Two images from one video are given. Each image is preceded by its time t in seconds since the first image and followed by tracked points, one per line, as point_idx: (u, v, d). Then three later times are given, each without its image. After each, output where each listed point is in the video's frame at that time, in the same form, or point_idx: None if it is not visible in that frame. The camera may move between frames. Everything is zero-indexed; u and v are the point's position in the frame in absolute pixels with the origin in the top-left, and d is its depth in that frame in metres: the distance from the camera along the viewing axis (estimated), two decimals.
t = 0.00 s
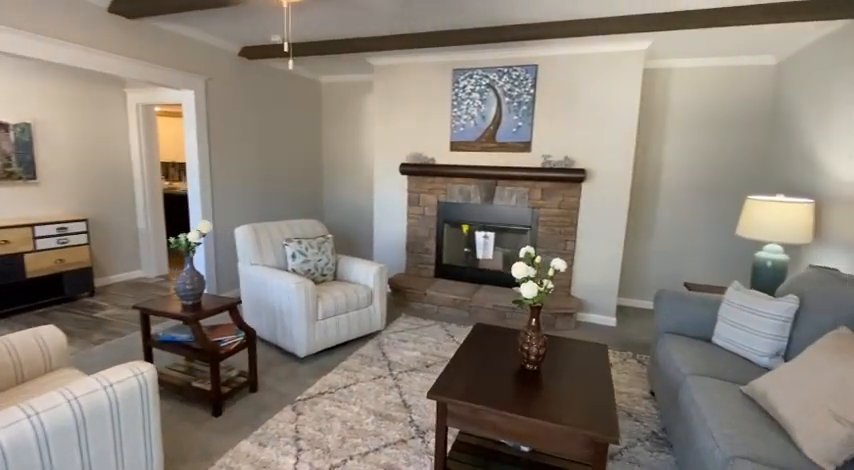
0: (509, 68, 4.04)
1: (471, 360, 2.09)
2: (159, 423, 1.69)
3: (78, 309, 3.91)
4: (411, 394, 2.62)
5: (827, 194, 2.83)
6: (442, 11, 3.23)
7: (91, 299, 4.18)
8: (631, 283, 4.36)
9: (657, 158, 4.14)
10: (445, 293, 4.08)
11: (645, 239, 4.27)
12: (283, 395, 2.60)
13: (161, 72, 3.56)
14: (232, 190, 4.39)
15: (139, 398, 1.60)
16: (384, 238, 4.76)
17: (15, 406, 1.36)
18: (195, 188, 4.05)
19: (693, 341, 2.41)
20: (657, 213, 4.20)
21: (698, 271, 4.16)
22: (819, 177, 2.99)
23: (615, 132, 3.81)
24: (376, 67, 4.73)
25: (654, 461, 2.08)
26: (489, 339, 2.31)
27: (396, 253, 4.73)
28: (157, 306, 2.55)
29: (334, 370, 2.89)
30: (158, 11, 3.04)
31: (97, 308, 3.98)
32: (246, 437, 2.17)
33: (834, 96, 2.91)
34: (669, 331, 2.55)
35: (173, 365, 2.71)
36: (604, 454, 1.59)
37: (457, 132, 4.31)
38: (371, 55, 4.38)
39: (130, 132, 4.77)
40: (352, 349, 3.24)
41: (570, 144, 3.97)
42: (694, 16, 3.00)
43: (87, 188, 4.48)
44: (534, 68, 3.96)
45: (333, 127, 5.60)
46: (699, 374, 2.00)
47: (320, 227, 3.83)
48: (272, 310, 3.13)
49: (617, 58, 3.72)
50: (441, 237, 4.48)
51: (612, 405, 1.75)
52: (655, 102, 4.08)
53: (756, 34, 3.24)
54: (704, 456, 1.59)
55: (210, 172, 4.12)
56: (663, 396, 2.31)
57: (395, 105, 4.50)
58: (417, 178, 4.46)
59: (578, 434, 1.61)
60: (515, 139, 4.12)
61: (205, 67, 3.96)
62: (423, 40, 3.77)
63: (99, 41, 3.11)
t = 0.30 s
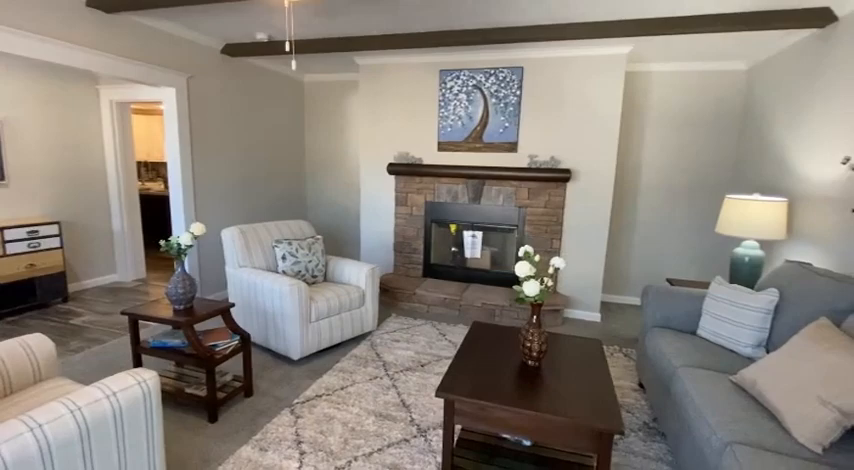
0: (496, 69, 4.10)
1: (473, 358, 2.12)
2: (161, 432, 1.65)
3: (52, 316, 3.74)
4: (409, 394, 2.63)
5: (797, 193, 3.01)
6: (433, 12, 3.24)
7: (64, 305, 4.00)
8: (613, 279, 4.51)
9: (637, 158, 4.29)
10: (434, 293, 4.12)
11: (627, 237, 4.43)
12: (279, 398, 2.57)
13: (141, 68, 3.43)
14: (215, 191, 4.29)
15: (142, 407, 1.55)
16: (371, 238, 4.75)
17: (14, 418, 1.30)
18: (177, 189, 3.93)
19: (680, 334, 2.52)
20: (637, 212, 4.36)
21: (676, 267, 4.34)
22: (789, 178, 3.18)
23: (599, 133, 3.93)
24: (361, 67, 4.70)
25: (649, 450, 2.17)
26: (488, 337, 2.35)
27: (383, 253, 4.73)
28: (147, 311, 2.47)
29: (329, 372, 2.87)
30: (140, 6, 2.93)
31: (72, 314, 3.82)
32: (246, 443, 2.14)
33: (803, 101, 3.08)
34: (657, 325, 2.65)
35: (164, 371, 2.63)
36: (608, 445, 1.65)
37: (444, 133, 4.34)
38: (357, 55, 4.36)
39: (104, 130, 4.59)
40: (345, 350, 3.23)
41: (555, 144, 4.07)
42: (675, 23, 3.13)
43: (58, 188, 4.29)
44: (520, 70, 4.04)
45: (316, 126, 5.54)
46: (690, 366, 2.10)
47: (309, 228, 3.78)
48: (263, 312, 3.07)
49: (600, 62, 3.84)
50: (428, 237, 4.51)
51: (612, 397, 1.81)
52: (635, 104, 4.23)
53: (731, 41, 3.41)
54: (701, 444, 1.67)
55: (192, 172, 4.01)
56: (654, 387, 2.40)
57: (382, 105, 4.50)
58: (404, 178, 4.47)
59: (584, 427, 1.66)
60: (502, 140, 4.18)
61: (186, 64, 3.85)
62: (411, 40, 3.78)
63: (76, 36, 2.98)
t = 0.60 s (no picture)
0: (485, 71, 4.15)
1: (476, 357, 2.16)
2: (167, 440, 1.61)
3: (29, 323, 3.59)
4: (409, 394, 2.65)
5: (774, 192, 3.16)
6: (425, 13, 3.26)
7: (41, 311, 3.84)
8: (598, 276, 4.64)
9: (620, 159, 4.43)
10: (426, 292, 4.15)
11: (611, 235, 4.56)
12: (278, 402, 2.54)
13: (124, 66, 3.32)
14: (200, 192, 4.19)
15: (150, 415, 1.52)
16: (360, 238, 4.74)
17: (20, 430, 1.26)
18: (161, 190, 3.82)
19: (669, 329, 2.62)
20: (621, 211, 4.50)
21: (657, 264, 4.50)
22: (766, 178, 3.34)
23: (586, 134, 4.03)
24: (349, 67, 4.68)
25: (643, 440, 2.26)
26: (488, 336, 2.39)
27: (372, 253, 4.72)
28: (139, 317, 2.40)
29: (326, 374, 2.86)
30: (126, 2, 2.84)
31: (50, 320, 3.66)
32: (249, 448, 2.11)
33: (778, 105, 3.25)
34: (647, 320, 2.75)
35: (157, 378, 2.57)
36: (613, 438, 1.71)
37: (434, 133, 4.36)
38: (345, 54, 4.33)
39: (80, 129, 4.42)
40: (340, 351, 3.22)
41: (543, 145, 4.15)
42: (660, 28, 3.24)
43: (32, 190, 4.10)
44: (509, 72, 4.10)
45: (302, 126, 5.47)
46: (683, 359, 2.19)
47: (300, 229, 3.74)
48: (257, 315, 3.03)
49: (586, 65, 3.94)
50: (418, 237, 4.53)
51: (613, 391, 1.88)
52: (618, 106, 4.36)
53: (711, 47, 3.55)
54: (699, 433, 1.76)
55: (177, 173, 3.90)
56: (645, 380, 2.50)
57: (370, 105, 4.49)
58: (394, 178, 4.47)
59: (589, 421, 1.72)
60: (490, 141, 4.24)
61: (171, 62, 3.75)
62: (402, 41, 3.78)
63: (56, 31, 2.86)
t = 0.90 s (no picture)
0: (474, 71, 4.17)
1: (477, 356, 2.17)
2: (168, 448, 1.57)
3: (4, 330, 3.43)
4: (406, 394, 2.64)
5: (754, 191, 3.29)
6: (417, 12, 3.25)
7: (15, 318, 3.67)
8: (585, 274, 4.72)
9: (605, 158, 4.53)
10: (417, 292, 4.15)
11: (597, 233, 4.66)
12: (274, 406, 2.50)
13: (104, 62, 3.21)
14: (184, 192, 4.08)
15: (151, 423, 1.47)
16: (348, 238, 4.70)
17: (18, 443, 1.20)
18: (144, 190, 3.70)
19: (659, 324, 2.69)
20: (606, 210, 4.60)
21: (642, 261, 4.61)
22: (746, 177, 3.47)
23: (573, 134, 4.10)
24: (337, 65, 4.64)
25: (639, 433, 2.31)
26: (487, 335, 2.40)
27: (361, 253, 4.69)
28: (128, 322, 2.32)
29: (321, 376, 2.83)
30: None
31: (26, 327, 3.51)
32: (247, 453, 2.07)
33: (757, 107, 3.37)
34: (638, 316, 2.82)
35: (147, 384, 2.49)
36: (616, 432, 1.74)
37: (423, 133, 4.36)
38: (333, 53, 4.29)
39: (54, 127, 4.24)
40: (334, 353, 3.18)
41: (532, 145, 4.19)
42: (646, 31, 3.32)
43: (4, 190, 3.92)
44: (498, 72, 4.13)
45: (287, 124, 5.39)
46: (677, 353, 2.25)
47: (290, 230, 3.69)
48: (250, 318, 2.97)
49: (573, 66, 4.01)
50: (408, 236, 4.53)
51: (613, 386, 1.92)
52: (603, 107, 4.45)
53: (693, 50, 3.66)
54: (697, 424, 1.81)
55: (161, 173, 3.79)
56: (638, 374, 2.56)
57: (359, 104, 4.45)
58: (383, 178, 4.45)
59: (593, 417, 1.74)
60: (480, 140, 4.26)
61: (153, 58, 3.63)
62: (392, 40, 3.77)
63: (33, 25, 2.74)
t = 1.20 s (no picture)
0: (467, 69, 4.15)
1: (483, 357, 2.14)
2: (168, 462, 1.48)
3: None
4: (407, 397, 2.60)
5: (744, 189, 3.36)
6: (413, 7, 3.20)
7: None
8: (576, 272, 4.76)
9: (596, 157, 4.57)
10: (411, 292, 4.11)
11: (588, 232, 4.70)
12: (271, 412, 2.42)
13: (85, 55, 3.06)
14: (169, 192, 3.94)
15: (151, 435, 1.39)
16: (339, 238, 4.62)
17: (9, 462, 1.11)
18: (127, 190, 3.55)
19: (657, 322, 2.71)
20: (597, 208, 4.64)
21: (632, 259, 4.67)
22: (735, 176, 3.53)
23: (566, 133, 4.11)
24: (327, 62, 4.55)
25: (642, 430, 2.32)
26: (490, 335, 2.37)
27: (352, 253, 4.61)
28: (117, 328, 2.21)
29: (319, 380, 2.76)
30: None
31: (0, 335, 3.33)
32: (247, 463, 2.00)
33: (746, 107, 3.44)
34: (636, 314, 2.84)
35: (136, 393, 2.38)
36: (627, 432, 1.73)
37: (416, 131, 4.32)
38: (324, 49, 4.21)
39: (28, 123, 4.04)
40: (329, 356, 3.11)
41: (526, 144, 4.19)
42: (639, 32, 3.36)
43: None
44: (491, 70, 4.12)
45: (274, 122, 5.27)
46: (679, 350, 2.27)
47: (282, 230, 3.59)
48: (243, 322, 2.88)
49: (566, 65, 4.02)
50: (401, 236, 4.48)
51: (622, 385, 1.91)
52: (594, 106, 4.49)
53: (684, 50, 3.72)
54: (705, 421, 1.82)
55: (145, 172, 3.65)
56: (638, 372, 2.57)
57: (350, 102, 4.38)
58: (375, 177, 4.39)
59: (605, 418, 1.73)
60: (473, 139, 4.24)
61: (136, 53, 3.49)
62: (386, 36, 3.71)
63: (8, 15, 2.58)
